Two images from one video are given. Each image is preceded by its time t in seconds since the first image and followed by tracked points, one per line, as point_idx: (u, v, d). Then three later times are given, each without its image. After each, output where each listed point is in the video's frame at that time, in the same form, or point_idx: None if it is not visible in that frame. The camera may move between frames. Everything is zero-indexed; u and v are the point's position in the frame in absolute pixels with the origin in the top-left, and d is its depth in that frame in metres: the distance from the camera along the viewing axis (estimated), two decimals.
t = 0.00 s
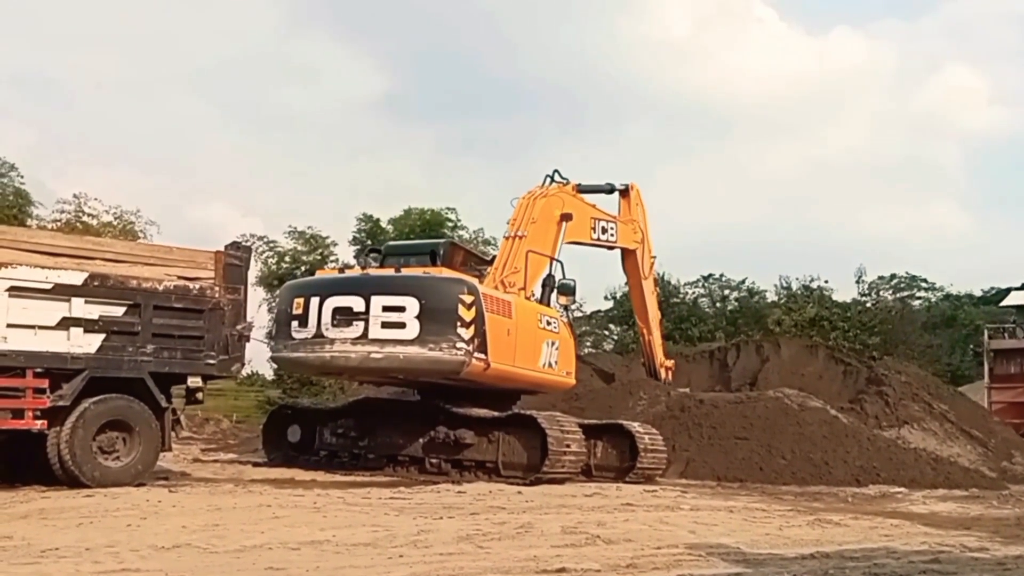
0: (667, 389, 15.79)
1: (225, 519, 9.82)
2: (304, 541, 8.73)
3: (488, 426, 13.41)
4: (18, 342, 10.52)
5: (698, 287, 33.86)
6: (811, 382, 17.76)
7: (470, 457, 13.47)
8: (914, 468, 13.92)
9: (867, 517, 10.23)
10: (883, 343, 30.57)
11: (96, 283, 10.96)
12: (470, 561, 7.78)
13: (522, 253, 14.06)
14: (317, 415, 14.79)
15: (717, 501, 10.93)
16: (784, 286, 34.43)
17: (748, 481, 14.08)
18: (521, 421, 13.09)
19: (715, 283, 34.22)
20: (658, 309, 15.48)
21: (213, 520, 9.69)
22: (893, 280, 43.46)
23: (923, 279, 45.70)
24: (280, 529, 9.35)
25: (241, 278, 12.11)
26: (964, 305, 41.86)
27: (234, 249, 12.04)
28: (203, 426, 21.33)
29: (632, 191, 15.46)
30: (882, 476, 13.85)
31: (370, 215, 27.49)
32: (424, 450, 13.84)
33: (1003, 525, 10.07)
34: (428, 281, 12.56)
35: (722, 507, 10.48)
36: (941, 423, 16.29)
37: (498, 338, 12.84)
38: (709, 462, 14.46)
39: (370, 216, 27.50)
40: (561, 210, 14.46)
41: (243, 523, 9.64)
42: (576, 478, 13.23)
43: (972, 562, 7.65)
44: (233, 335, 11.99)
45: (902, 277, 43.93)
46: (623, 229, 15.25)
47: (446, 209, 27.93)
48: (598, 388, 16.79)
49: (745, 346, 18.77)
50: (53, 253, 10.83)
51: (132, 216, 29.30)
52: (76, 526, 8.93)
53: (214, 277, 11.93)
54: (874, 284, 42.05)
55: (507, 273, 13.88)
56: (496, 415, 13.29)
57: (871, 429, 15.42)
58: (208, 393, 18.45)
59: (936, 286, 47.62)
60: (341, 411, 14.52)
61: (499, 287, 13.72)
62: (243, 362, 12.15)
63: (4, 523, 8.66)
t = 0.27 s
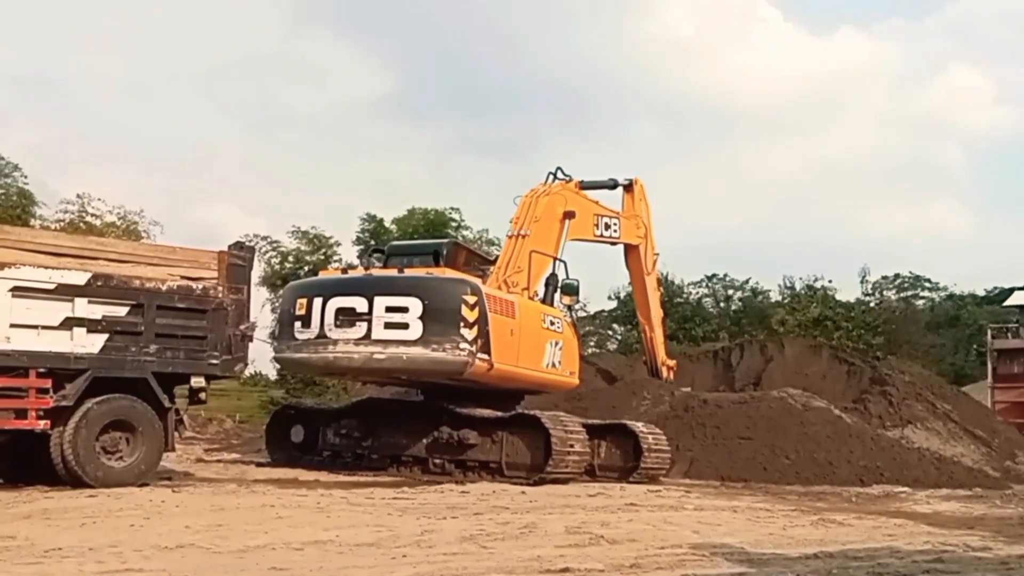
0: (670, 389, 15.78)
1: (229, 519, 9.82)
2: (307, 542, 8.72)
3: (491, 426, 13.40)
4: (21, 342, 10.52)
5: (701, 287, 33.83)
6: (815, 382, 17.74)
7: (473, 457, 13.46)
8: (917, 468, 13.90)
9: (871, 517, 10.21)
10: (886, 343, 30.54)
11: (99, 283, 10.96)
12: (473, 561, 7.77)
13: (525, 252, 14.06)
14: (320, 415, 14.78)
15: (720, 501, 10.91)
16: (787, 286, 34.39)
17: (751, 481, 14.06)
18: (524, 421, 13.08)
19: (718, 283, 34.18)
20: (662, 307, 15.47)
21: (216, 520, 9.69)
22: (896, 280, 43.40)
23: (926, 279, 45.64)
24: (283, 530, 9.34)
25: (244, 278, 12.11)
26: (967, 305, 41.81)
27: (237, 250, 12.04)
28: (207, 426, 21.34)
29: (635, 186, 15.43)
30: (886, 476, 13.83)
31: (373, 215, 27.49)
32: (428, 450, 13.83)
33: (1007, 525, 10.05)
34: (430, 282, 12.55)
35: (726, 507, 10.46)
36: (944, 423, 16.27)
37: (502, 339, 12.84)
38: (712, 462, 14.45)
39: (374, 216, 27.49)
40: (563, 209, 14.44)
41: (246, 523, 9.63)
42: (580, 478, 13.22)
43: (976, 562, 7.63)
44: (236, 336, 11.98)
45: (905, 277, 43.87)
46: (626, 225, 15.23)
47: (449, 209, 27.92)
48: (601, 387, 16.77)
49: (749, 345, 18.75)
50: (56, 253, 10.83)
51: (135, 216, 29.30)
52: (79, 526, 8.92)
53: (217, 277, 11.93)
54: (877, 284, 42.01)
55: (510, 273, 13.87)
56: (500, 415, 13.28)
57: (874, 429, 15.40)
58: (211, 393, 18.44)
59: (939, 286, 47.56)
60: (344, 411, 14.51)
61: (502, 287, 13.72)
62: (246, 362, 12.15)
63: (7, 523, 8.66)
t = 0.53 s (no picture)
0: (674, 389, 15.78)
1: (233, 519, 9.82)
2: (312, 541, 8.73)
3: (495, 426, 13.40)
4: (25, 342, 10.54)
5: (705, 287, 33.81)
6: (819, 382, 17.73)
7: (477, 457, 13.47)
8: (922, 467, 13.89)
9: (876, 517, 10.20)
10: (890, 343, 30.51)
11: (103, 283, 10.97)
12: (477, 560, 7.78)
13: (529, 252, 14.06)
14: (324, 415, 14.79)
15: (724, 501, 10.91)
16: (791, 286, 34.36)
17: (755, 481, 14.06)
18: (528, 421, 13.09)
19: (722, 283, 34.14)
20: (664, 308, 15.47)
21: (220, 520, 9.69)
22: (901, 279, 43.36)
23: (930, 279, 45.58)
24: (287, 529, 9.35)
25: (248, 278, 12.12)
26: (972, 305, 41.75)
27: (241, 250, 12.05)
28: (211, 426, 21.35)
29: (639, 186, 15.44)
30: (890, 476, 13.82)
31: (377, 215, 27.50)
32: (432, 450, 13.84)
33: (1012, 525, 10.04)
34: (434, 282, 12.55)
35: (731, 507, 10.46)
36: (949, 422, 16.26)
37: (506, 338, 12.84)
38: (717, 462, 14.44)
39: (377, 216, 27.50)
40: (567, 209, 14.45)
41: (251, 522, 9.65)
42: (584, 478, 13.22)
43: (981, 562, 7.62)
44: (240, 335, 12.00)
45: (910, 276, 43.82)
46: (629, 226, 15.24)
47: (453, 209, 27.92)
48: (605, 387, 16.78)
49: (753, 345, 18.73)
50: (61, 253, 10.84)
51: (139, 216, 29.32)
52: (84, 525, 8.94)
53: (221, 277, 11.94)
54: (882, 283, 41.96)
55: (514, 273, 13.88)
56: (504, 415, 13.29)
57: (879, 429, 15.39)
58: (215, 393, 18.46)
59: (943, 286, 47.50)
60: (349, 411, 14.52)
61: (505, 287, 13.73)
62: (250, 362, 12.17)
63: (12, 523, 8.67)
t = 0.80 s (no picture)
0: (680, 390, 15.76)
1: (240, 519, 9.82)
2: (318, 541, 8.74)
3: (502, 425, 13.40)
4: (32, 342, 10.55)
5: (712, 286, 33.75)
6: (826, 381, 17.70)
7: (484, 456, 13.47)
8: (929, 466, 13.88)
9: (884, 516, 10.19)
10: (898, 342, 30.47)
11: (110, 283, 10.99)
12: (484, 560, 7.78)
13: (535, 252, 14.05)
14: (331, 414, 14.80)
15: (731, 500, 10.89)
16: (798, 285, 34.30)
17: (762, 480, 14.04)
18: (535, 420, 13.08)
19: (729, 282, 34.07)
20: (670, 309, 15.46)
21: (227, 520, 9.69)
22: (908, 278, 43.26)
23: (938, 277, 45.47)
24: (294, 529, 9.37)
25: (255, 278, 12.13)
26: (980, 303, 41.64)
27: (247, 250, 12.06)
28: (217, 426, 21.38)
29: (646, 187, 15.43)
30: (898, 475, 13.80)
31: (383, 215, 27.50)
32: (438, 449, 13.84)
33: (1020, 524, 10.02)
34: (440, 281, 12.55)
35: (738, 506, 10.45)
36: (957, 421, 16.23)
37: (512, 338, 12.84)
38: (724, 462, 14.43)
39: (383, 216, 27.50)
40: (574, 209, 14.43)
41: (257, 522, 9.66)
42: (591, 477, 13.22)
43: (989, 561, 7.61)
44: (247, 335, 12.01)
45: (918, 275, 43.73)
46: (636, 227, 15.23)
47: (459, 208, 27.92)
48: (611, 387, 16.76)
49: (760, 344, 18.70)
50: (68, 253, 10.86)
51: (145, 216, 29.34)
52: (92, 525, 8.96)
53: (228, 277, 11.95)
54: (889, 282, 41.88)
55: (520, 273, 13.88)
56: (511, 414, 13.28)
57: (886, 428, 15.38)
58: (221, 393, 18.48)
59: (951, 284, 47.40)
60: (355, 411, 14.53)
61: (512, 287, 13.73)
62: (256, 361, 12.18)
63: (19, 523, 8.68)
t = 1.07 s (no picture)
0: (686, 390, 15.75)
1: (248, 518, 9.84)
2: (326, 540, 8.75)
3: (508, 424, 13.41)
4: (41, 342, 10.58)
5: (718, 285, 33.71)
6: (834, 379, 17.69)
7: (490, 455, 13.47)
8: (938, 466, 13.87)
9: (891, 515, 10.18)
10: (905, 340, 30.41)
11: (118, 283, 11.01)
12: (492, 559, 7.79)
13: (541, 251, 14.06)
14: (337, 413, 14.82)
15: (739, 500, 10.89)
16: (804, 283, 34.26)
17: (770, 479, 14.04)
18: (541, 418, 13.09)
19: (735, 281, 34.01)
20: (676, 309, 15.44)
21: (235, 519, 9.71)
22: (916, 276, 43.18)
23: (946, 276, 45.38)
24: (302, 528, 9.38)
25: (262, 278, 12.14)
26: (988, 302, 41.53)
27: (254, 249, 12.08)
28: (224, 425, 21.41)
29: (652, 187, 15.43)
30: (906, 474, 13.79)
31: (389, 214, 27.51)
32: (445, 448, 13.85)
33: None
34: (447, 280, 12.57)
35: (746, 505, 10.44)
36: (966, 420, 16.21)
37: (518, 336, 12.85)
38: (731, 460, 14.43)
39: (389, 215, 27.51)
40: (580, 208, 14.44)
41: (265, 521, 9.68)
42: (597, 476, 13.22)
43: (998, 560, 7.60)
44: (254, 335, 12.04)
45: (926, 273, 43.64)
46: (642, 227, 15.22)
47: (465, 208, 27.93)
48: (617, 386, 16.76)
49: (767, 343, 18.68)
50: (76, 253, 10.88)
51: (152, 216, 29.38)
52: (100, 524, 8.98)
53: (235, 277, 11.97)
54: (897, 280, 41.81)
55: (526, 272, 13.89)
56: (517, 413, 13.29)
57: (894, 426, 15.36)
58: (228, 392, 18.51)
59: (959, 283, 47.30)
60: (362, 409, 14.55)
61: (518, 286, 13.74)
62: (264, 361, 12.20)
63: (28, 522, 8.71)
